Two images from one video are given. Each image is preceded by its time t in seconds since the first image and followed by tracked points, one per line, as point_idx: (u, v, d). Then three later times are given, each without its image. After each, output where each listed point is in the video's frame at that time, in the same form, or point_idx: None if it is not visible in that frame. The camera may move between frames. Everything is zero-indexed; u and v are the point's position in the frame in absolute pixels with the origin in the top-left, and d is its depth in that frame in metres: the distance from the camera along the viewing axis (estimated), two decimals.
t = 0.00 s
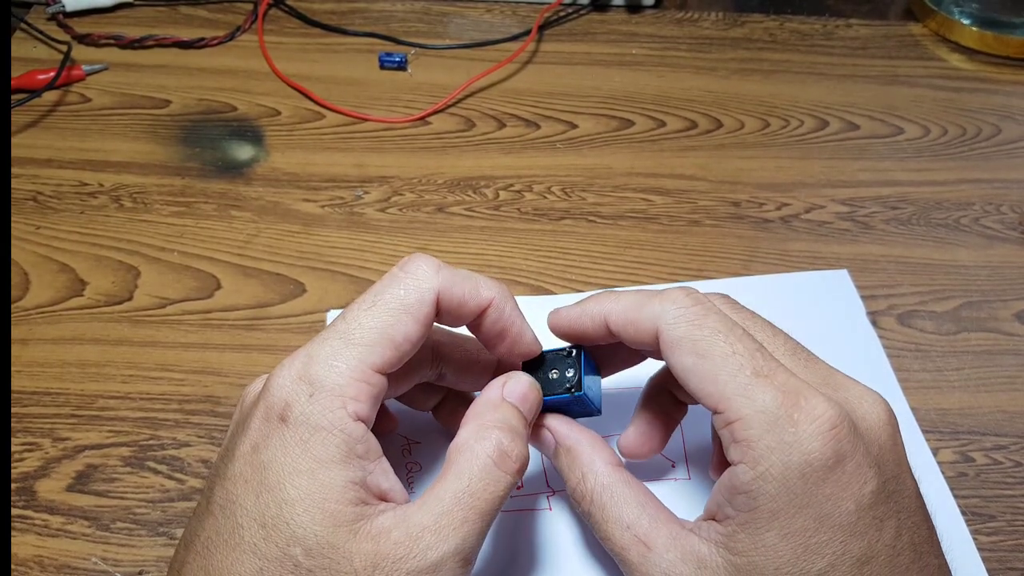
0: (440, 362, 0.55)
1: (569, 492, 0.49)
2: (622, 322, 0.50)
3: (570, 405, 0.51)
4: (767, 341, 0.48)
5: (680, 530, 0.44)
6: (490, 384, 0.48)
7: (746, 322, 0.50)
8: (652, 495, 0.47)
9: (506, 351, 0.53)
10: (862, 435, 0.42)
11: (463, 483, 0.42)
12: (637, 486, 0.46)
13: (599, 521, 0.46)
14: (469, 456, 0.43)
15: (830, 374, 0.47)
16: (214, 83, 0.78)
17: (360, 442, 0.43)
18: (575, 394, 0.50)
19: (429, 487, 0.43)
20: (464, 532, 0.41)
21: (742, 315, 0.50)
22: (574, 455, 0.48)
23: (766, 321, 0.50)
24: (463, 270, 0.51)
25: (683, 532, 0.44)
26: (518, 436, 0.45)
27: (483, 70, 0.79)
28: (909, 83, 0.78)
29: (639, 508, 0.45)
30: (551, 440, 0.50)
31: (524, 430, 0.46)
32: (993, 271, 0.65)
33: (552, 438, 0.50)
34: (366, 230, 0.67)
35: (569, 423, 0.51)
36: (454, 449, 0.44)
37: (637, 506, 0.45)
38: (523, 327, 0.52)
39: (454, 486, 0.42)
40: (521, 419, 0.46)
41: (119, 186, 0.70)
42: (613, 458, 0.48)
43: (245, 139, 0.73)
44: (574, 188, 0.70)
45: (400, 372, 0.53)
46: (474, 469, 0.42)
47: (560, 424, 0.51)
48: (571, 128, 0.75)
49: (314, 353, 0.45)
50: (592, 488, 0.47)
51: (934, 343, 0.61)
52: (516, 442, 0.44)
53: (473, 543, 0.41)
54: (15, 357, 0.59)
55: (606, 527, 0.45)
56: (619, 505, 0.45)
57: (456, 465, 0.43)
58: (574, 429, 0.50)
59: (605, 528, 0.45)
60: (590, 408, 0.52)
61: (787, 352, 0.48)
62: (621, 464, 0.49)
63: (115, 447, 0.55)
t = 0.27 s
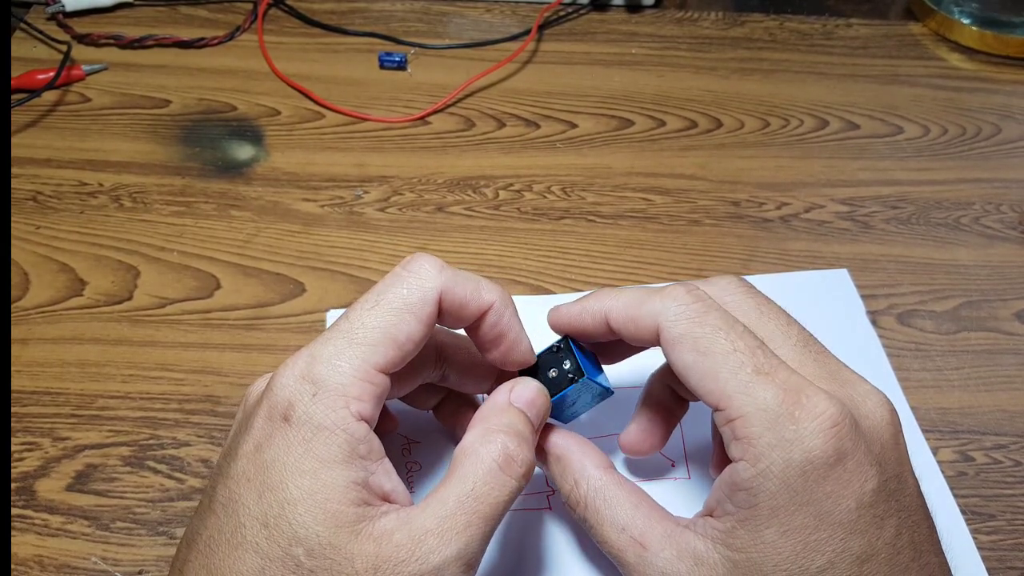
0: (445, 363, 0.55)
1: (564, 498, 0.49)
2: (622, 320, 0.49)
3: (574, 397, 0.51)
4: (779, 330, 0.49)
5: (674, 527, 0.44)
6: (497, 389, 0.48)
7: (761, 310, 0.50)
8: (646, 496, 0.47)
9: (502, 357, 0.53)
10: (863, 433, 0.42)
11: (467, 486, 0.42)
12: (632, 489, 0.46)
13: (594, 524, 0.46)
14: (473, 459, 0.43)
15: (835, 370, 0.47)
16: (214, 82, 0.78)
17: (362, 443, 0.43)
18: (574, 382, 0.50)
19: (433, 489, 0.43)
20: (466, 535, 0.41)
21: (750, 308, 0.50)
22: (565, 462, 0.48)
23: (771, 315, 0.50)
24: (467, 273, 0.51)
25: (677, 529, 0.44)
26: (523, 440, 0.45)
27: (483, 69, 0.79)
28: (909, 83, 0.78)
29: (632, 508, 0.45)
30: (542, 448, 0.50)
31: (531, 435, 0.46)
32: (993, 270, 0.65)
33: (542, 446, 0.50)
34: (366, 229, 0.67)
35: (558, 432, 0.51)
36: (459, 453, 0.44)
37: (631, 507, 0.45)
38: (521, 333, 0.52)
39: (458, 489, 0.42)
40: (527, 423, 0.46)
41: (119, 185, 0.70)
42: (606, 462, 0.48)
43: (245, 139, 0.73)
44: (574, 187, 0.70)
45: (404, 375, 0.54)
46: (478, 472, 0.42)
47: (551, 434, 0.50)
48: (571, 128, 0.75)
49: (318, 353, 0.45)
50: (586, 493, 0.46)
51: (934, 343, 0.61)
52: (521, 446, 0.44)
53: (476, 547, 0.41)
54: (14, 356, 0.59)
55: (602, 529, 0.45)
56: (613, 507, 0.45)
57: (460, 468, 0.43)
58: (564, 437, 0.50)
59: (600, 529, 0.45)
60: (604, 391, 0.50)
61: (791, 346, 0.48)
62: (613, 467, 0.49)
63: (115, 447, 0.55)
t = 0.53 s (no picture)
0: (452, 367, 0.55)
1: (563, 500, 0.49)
2: (619, 325, 0.49)
3: (578, 398, 0.50)
4: (781, 327, 0.49)
5: (672, 529, 0.44)
6: (501, 394, 0.48)
7: (763, 308, 0.50)
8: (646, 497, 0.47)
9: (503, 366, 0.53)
10: (861, 435, 0.42)
11: (469, 491, 0.42)
12: (630, 489, 0.46)
13: (592, 526, 0.46)
14: (476, 464, 0.43)
15: (836, 370, 0.47)
16: (214, 82, 0.78)
17: (365, 445, 0.43)
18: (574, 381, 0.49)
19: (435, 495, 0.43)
20: (468, 541, 0.41)
21: (751, 307, 0.50)
22: (564, 463, 0.48)
23: (773, 313, 0.50)
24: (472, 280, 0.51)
25: (676, 532, 0.44)
26: (528, 445, 0.45)
27: (483, 69, 0.79)
28: (908, 83, 0.78)
29: (630, 509, 0.45)
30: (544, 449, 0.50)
31: (535, 442, 0.46)
32: (992, 270, 0.65)
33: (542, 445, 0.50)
34: (366, 229, 0.67)
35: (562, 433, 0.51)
36: (463, 457, 0.44)
37: (630, 510, 0.45)
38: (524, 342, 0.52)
39: (459, 494, 0.42)
40: (533, 430, 0.46)
41: (119, 185, 0.70)
42: (605, 463, 0.48)
43: (245, 139, 0.73)
44: (574, 187, 0.70)
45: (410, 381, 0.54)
46: (480, 476, 0.42)
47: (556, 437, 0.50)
48: (571, 128, 0.75)
49: (322, 354, 0.45)
50: (583, 494, 0.47)
51: (934, 343, 0.61)
52: (525, 450, 0.44)
53: (478, 552, 0.41)
54: (15, 356, 0.59)
55: (600, 530, 0.45)
56: (610, 508, 0.45)
57: (463, 474, 0.43)
58: (565, 439, 0.50)
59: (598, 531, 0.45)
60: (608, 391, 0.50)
61: (793, 345, 0.48)
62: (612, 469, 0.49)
63: (115, 447, 0.55)
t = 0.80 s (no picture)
0: (455, 371, 0.55)
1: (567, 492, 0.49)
2: (617, 334, 0.49)
3: (572, 385, 0.51)
4: (783, 332, 0.49)
5: (677, 532, 0.44)
6: (495, 390, 0.48)
7: (765, 312, 0.50)
8: (650, 496, 0.47)
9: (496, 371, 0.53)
10: (865, 440, 0.42)
11: (466, 487, 0.42)
12: (636, 486, 0.46)
13: (596, 524, 0.46)
14: (473, 459, 0.43)
15: (840, 374, 0.47)
16: (214, 82, 0.78)
17: (364, 442, 0.43)
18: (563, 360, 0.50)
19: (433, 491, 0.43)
20: (464, 538, 0.40)
21: (751, 314, 0.50)
22: (570, 454, 0.49)
23: (774, 318, 0.50)
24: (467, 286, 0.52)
25: (681, 535, 0.43)
26: (524, 440, 0.45)
27: (483, 69, 0.79)
28: (909, 83, 0.78)
29: (636, 509, 0.45)
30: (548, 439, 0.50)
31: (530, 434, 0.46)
32: (992, 270, 0.65)
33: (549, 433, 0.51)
34: (365, 229, 0.67)
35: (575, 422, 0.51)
36: (457, 454, 0.44)
37: (635, 509, 0.45)
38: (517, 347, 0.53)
39: (456, 490, 0.42)
40: (527, 424, 0.46)
41: (119, 185, 0.70)
42: (613, 458, 0.48)
43: (244, 139, 0.73)
44: (574, 187, 0.70)
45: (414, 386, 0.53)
46: (477, 472, 0.42)
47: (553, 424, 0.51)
48: (571, 128, 0.75)
49: (321, 353, 0.45)
50: (588, 488, 0.47)
51: (934, 343, 0.61)
52: (521, 446, 0.44)
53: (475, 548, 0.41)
54: (14, 356, 0.59)
55: (604, 527, 0.45)
56: (615, 506, 0.45)
57: (460, 470, 0.43)
58: (570, 427, 0.50)
59: (603, 532, 0.45)
60: (601, 370, 0.51)
61: (794, 350, 0.48)
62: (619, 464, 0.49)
63: (115, 447, 0.55)
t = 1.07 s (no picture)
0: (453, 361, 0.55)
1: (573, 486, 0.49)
2: (625, 330, 0.49)
3: (575, 368, 0.51)
4: (780, 340, 0.49)
5: (686, 530, 0.44)
6: (496, 386, 0.48)
7: (761, 321, 0.50)
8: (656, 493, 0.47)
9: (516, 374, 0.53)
10: (869, 439, 0.42)
11: (476, 501, 0.42)
12: (645, 484, 0.47)
13: (606, 520, 0.46)
14: (480, 471, 0.43)
15: (841, 377, 0.47)
16: (214, 83, 0.78)
17: (365, 456, 0.42)
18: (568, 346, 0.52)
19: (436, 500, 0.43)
20: (479, 548, 0.41)
21: (752, 318, 0.50)
22: (581, 448, 0.48)
23: (772, 325, 0.50)
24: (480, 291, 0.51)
25: (689, 533, 0.43)
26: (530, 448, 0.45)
27: (483, 69, 0.79)
28: (908, 84, 0.78)
29: (645, 507, 0.45)
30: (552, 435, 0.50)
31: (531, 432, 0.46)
32: (992, 271, 0.65)
33: (556, 427, 0.50)
34: (366, 230, 0.67)
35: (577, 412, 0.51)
36: (462, 461, 0.44)
37: (643, 506, 0.45)
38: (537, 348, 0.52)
39: (469, 503, 0.42)
40: (528, 421, 0.47)
41: (119, 186, 0.70)
42: (623, 455, 0.48)
43: (245, 139, 0.73)
44: (574, 188, 0.70)
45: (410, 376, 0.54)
46: (485, 484, 0.43)
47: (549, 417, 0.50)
48: (571, 128, 0.75)
49: (316, 365, 0.44)
50: (599, 483, 0.47)
51: (934, 343, 0.61)
52: (527, 455, 0.44)
53: (484, 556, 0.42)
54: (15, 356, 0.59)
55: (613, 524, 0.45)
56: (626, 502, 0.45)
57: (467, 480, 0.43)
58: (576, 420, 0.50)
59: (612, 528, 0.45)
60: (606, 358, 0.53)
61: (795, 354, 0.48)
62: (627, 460, 0.49)
63: (115, 447, 0.55)
